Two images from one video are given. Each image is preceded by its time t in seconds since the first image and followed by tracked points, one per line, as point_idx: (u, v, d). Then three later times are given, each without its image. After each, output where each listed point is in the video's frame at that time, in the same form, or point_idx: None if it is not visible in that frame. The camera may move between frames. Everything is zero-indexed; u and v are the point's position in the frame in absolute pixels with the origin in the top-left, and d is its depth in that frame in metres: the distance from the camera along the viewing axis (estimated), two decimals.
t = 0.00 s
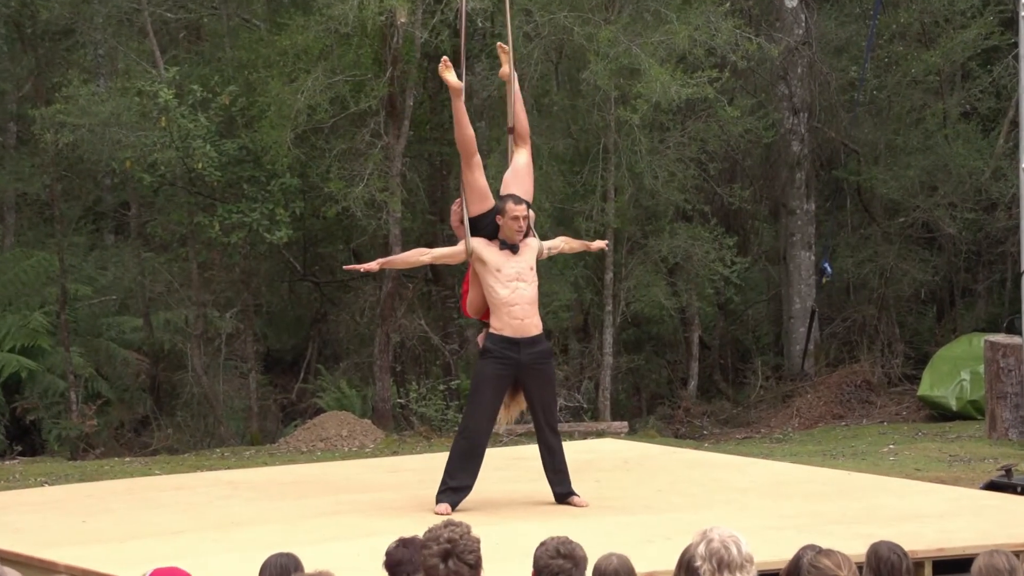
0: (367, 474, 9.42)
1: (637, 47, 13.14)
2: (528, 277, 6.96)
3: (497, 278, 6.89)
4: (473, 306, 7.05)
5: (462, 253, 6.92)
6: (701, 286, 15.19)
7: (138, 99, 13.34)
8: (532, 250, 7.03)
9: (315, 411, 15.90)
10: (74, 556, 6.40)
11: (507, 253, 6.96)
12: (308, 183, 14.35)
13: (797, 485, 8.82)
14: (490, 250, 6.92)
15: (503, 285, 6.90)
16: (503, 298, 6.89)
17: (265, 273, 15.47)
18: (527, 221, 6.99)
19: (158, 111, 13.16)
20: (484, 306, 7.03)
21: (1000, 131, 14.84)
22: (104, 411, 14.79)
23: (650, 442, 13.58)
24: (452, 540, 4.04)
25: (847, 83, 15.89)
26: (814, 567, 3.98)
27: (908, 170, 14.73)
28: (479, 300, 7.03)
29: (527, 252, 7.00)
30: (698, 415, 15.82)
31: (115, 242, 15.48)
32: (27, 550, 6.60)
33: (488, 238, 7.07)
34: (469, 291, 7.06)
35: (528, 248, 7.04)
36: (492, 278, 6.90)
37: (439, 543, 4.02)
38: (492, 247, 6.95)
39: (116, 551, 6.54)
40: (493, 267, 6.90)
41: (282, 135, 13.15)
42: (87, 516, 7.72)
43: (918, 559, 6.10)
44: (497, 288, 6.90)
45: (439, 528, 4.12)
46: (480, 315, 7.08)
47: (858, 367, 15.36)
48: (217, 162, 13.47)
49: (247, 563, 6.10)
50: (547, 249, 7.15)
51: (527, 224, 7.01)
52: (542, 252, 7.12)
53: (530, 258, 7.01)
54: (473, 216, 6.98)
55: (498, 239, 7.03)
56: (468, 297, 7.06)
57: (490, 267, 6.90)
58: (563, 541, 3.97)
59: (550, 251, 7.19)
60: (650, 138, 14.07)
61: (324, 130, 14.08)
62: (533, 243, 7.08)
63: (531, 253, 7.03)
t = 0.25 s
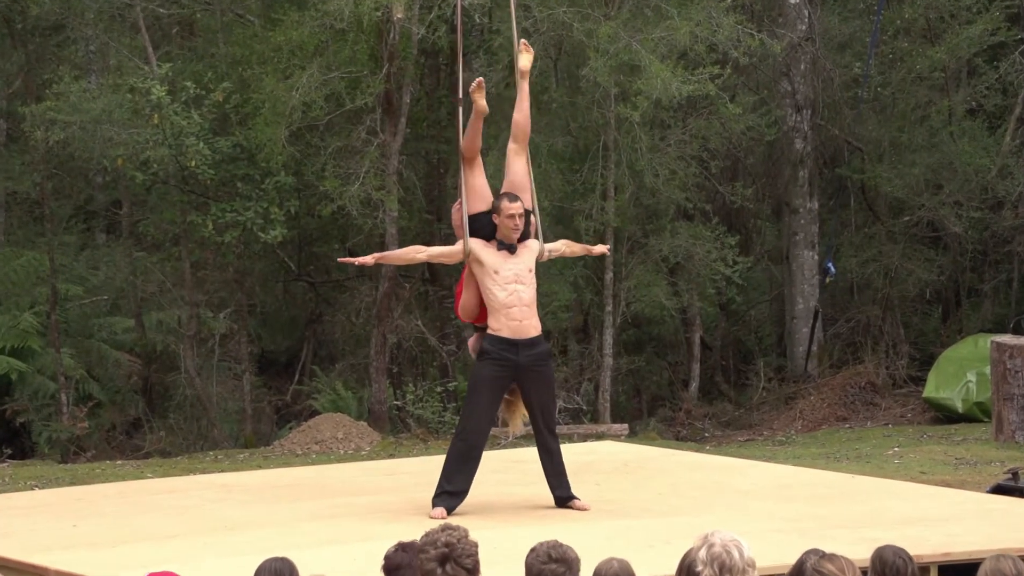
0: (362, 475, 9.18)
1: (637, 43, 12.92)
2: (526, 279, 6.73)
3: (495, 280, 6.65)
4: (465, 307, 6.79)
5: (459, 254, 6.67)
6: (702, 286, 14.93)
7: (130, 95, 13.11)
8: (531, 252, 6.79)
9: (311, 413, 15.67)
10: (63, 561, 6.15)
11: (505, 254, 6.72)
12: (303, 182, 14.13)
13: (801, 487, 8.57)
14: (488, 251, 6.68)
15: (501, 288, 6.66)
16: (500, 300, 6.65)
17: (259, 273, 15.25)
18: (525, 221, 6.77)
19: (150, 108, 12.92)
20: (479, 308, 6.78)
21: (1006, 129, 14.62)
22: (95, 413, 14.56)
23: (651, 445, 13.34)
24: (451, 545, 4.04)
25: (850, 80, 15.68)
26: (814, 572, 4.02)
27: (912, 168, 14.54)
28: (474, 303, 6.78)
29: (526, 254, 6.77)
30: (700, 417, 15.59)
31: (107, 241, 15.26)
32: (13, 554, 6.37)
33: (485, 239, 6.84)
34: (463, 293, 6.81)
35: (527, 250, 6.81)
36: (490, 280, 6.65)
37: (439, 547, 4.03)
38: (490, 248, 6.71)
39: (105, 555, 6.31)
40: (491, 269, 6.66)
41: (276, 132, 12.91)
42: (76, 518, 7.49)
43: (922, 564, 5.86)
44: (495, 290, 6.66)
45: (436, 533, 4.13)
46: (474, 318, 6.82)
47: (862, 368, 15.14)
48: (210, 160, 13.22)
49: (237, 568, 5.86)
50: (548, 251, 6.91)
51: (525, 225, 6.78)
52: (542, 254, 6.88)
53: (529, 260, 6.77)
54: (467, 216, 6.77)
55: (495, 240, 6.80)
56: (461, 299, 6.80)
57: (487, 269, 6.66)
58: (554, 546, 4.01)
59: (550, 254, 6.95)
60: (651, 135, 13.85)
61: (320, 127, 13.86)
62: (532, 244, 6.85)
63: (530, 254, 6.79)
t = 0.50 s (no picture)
0: (359, 478, 9.02)
1: (639, 40, 12.76)
2: (532, 281, 6.56)
3: (501, 282, 6.47)
4: (464, 306, 6.61)
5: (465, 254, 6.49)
6: (704, 286, 14.76)
7: (126, 93, 12.96)
8: (537, 253, 6.64)
9: (309, 414, 15.53)
10: (61, 564, 5.97)
11: (511, 255, 6.55)
12: (301, 181, 13.98)
13: (804, 490, 8.40)
14: (494, 251, 6.51)
15: (506, 290, 6.48)
16: (505, 302, 6.47)
17: (257, 273, 15.11)
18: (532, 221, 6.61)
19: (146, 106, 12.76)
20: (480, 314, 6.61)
21: (1011, 126, 14.46)
22: (91, 414, 14.40)
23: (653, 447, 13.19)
24: (450, 547, 3.91)
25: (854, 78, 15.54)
26: (820, 575, 3.92)
27: (917, 167, 14.40)
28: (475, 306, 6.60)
29: (532, 255, 6.60)
30: (701, 418, 15.43)
31: (103, 241, 15.11)
32: (6, 557, 6.23)
33: (491, 239, 6.67)
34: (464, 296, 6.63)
35: (533, 251, 6.65)
36: (496, 282, 6.48)
37: (438, 549, 3.88)
38: (496, 248, 6.53)
39: (100, 557, 6.16)
40: (497, 270, 6.48)
41: (273, 130, 12.74)
42: (73, 522, 7.32)
43: (928, 567, 5.68)
44: (500, 292, 6.48)
45: (435, 535, 3.99)
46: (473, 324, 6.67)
47: (866, 369, 15.00)
48: (206, 158, 13.06)
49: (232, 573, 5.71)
50: (553, 250, 6.77)
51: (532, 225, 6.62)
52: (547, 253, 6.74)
53: (535, 261, 6.61)
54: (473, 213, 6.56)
55: (501, 240, 6.63)
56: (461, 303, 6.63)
57: (493, 270, 6.48)
58: (553, 548, 3.89)
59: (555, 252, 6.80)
60: (652, 134, 13.69)
61: (318, 126, 13.69)
62: (538, 245, 6.69)
63: (537, 255, 6.64)
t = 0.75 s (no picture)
0: (359, 478, 9.01)
1: (638, 39, 12.74)
2: (537, 280, 6.53)
3: (506, 281, 6.45)
4: (473, 308, 6.53)
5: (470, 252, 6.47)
6: (704, 286, 14.74)
7: (125, 93, 12.93)
8: (542, 250, 6.61)
9: (308, 415, 15.52)
10: (60, 564, 5.95)
11: (516, 254, 6.52)
12: (301, 181, 13.97)
13: (804, 490, 8.38)
14: (499, 250, 6.48)
15: (511, 289, 6.46)
16: (510, 301, 6.46)
17: (256, 272, 15.11)
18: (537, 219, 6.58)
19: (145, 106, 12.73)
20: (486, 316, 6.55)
21: (1012, 126, 14.44)
22: (90, 414, 14.39)
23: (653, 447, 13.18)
24: (449, 547, 3.89)
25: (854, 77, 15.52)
26: (820, 575, 3.91)
27: (917, 166, 14.39)
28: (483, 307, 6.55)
29: (537, 254, 6.57)
30: (701, 418, 15.42)
31: (102, 240, 15.09)
32: (6, 557, 6.22)
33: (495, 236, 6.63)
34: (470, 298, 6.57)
35: (537, 248, 6.62)
36: (501, 280, 6.45)
37: (437, 548, 3.87)
38: (501, 246, 6.50)
39: (100, 557, 6.15)
40: (501, 268, 6.45)
41: (273, 130, 12.72)
42: (71, 523, 7.30)
43: (927, 567, 5.67)
44: (504, 291, 6.46)
45: (435, 534, 3.98)
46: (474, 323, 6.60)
47: (866, 369, 14.99)
48: (206, 158, 13.03)
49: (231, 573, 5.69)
50: (554, 245, 6.76)
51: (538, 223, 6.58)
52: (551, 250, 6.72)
53: (540, 260, 6.58)
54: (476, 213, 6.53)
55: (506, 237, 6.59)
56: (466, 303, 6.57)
57: (498, 268, 6.46)
58: (552, 548, 3.88)
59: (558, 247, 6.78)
60: (652, 133, 13.68)
61: (317, 125, 13.66)
62: (542, 242, 6.66)
63: (541, 252, 6.61)
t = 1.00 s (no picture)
0: (359, 478, 9.02)
1: (639, 39, 12.74)
2: (540, 280, 6.54)
3: (509, 281, 6.45)
4: (474, 319, 6.53)
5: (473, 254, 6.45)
6: (705, 286, 14.74)
7: (125, 93, 12.94)
8: (545, 251, 6.62)
9: (309, 414, 15.53)
10: (62, 564, 5.95)
11: (519, 255, 6.52)
12: (301, 180, 13.97)
13: (805, 489, 8.38)
14: (502, 251, 6.48)
15: (514, 289, 6.47)
16: (514, 302, 6.46)
17: (256, 272, 15.13)
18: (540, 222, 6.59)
19: (145, 106, 12.71)
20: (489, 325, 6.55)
21: (1012, 126, 14.44)
22: (90, 414, 14.39)
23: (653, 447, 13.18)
24: (450, 547, 3.89)
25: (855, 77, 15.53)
26: (821, 574, 3.91)
27: (918, 166, 14.40)
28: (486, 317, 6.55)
29: (540, 255, 6.59)
30: (701, 418, 15.42)
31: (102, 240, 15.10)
32: (7, 557, 6.21)
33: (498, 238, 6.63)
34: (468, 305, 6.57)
35: (540, 250, 6.64)
36: (504, 280, 6.45)
37: (437, 548, 3.87)
38: (504, 247, 6.50)
39: (102, 557, 6.15)
40: (505, 269, 6.45)
41: (273, 130, 12.72)
42: (71, 522, 7.30)
43: (928, 567, 5.67)
44: (508, 291, 6.46)
45: (435, 534, 3.98)
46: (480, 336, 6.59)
47: (866, 368, 15.01)
48: (206, 157, 13.03)
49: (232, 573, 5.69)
50: (561, 248, 6.75)
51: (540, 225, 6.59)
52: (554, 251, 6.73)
53: (542, 260, 6.60)
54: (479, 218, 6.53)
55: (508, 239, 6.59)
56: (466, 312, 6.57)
57: (501, 269, 6.45)
58: (552, 548, 3.88)
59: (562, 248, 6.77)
60: (652, 133, 13.68)
61: (317, 125, 13.65)
62: (545, 244, 6.68)
63: (544, 253, 6.62)
